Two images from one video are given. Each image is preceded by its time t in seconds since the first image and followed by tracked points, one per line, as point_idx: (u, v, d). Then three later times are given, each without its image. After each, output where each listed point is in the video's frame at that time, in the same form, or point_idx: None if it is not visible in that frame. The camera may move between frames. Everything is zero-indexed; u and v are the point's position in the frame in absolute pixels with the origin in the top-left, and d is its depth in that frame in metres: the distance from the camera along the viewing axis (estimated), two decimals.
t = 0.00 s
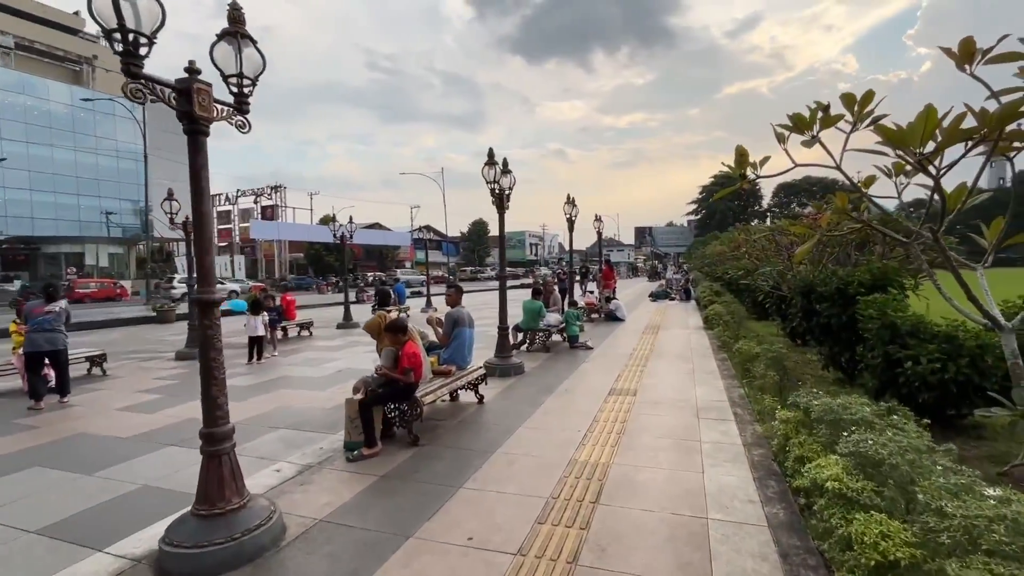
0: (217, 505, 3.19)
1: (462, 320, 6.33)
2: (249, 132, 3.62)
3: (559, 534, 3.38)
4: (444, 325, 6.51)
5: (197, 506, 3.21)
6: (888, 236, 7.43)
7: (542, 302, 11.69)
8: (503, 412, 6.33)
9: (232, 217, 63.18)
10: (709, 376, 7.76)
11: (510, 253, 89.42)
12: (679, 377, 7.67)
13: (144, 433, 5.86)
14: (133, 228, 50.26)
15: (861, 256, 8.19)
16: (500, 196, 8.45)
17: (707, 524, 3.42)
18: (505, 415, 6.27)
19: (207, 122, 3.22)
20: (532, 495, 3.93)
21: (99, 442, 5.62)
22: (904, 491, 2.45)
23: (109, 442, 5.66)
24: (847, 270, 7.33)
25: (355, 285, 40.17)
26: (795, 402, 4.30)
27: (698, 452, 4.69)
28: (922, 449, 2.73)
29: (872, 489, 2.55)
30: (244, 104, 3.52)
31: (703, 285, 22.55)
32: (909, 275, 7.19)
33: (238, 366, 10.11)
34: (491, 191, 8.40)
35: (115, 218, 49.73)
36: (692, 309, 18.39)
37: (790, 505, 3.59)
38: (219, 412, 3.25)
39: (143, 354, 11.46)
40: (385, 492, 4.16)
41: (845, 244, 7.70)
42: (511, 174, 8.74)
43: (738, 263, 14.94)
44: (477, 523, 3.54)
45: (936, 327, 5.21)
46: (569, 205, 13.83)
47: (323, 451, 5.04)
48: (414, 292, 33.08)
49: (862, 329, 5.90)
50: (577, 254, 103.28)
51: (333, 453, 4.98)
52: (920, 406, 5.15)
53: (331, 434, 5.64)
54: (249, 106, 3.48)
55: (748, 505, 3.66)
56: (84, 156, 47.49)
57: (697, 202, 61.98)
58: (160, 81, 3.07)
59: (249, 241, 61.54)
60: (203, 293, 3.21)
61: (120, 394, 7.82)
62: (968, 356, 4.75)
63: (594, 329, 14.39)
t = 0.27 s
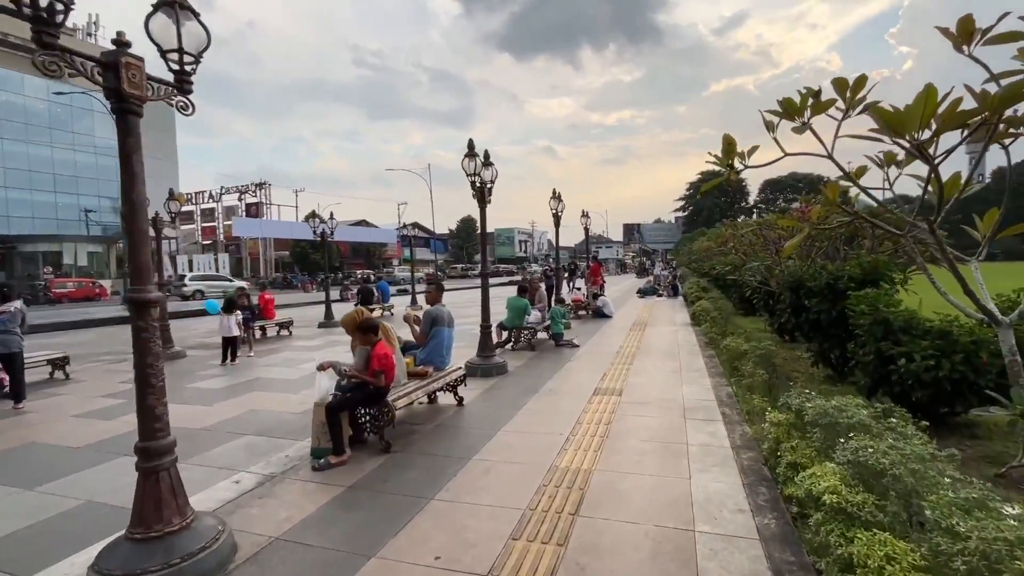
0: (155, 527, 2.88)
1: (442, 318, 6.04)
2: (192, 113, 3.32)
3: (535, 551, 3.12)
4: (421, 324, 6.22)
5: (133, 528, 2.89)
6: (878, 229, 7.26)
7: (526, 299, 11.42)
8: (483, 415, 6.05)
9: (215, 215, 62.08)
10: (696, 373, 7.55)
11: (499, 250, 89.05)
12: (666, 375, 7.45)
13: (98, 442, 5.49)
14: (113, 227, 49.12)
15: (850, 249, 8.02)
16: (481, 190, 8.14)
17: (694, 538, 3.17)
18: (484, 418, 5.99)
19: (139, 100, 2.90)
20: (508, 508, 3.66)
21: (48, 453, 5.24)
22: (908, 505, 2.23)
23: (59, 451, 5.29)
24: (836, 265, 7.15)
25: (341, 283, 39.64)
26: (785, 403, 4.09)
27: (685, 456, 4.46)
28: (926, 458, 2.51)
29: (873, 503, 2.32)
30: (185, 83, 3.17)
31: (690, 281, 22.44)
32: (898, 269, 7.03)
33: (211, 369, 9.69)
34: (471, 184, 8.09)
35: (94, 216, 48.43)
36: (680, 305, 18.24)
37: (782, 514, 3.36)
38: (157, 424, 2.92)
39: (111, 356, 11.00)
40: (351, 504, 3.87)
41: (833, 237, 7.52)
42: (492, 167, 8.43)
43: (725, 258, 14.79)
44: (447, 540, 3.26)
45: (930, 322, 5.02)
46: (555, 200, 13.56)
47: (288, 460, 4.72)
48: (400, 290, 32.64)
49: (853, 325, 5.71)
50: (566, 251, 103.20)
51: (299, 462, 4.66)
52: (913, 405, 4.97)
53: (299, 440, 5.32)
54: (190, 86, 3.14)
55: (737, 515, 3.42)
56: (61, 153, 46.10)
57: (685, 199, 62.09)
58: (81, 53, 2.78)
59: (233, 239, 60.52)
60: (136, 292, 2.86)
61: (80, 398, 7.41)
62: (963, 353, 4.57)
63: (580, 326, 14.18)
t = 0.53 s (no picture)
0: (99, 545, 2.63)
1: (429, 313, 5.77)
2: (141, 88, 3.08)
3: (518, 570, 2.87)
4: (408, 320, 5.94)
5: (75, 546, 2.64)
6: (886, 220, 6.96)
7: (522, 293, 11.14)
8: (472, 414, 5.79)
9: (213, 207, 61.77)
10: (696, 370, 7.29)
11: (499, 243, 88.72)
12: (664, 372, 7.19)
13: (69, 443, 5.24)
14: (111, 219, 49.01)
15: (856, 242, 7.73)
16: (473, 179, 7.82)
17: (692, 555, 2.92)
18: (474, 417, 5.73)
19: (76, 73, 2.60)
20: (491, 519, 3.40)
21: (13, 454, 4.99)
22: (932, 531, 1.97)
23: (26, 453, 5.04)
24: (842, 257, 6.86)
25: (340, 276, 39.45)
26: (790, 406, 3.82)
27: (683, 461, 4.19)
28: (951, 474, 2.24)
29: (892, 526, 2.06)
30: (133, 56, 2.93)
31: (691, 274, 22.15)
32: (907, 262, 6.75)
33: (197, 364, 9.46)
34: (463, 173, 7.77)
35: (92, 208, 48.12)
36: (680, 298, 17.97)
37: (787, 528, 3.11)
38: (101, 431, 2.66)
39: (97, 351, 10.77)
40: (324, 513, 3.61)
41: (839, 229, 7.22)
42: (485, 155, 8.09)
43: (726, 250, 14.49)
44: (423, 556, 3.01)
45: (944, 318, 4.74)
46: (552, 191, 13.24)
47: (264, 463, 4.46)
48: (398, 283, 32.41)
49: (861, 321, 5.43)
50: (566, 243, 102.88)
51: (274, 465, 4.40)
52: (924, 406, 4.71)
53: (278, 440, 5.05)
54: (139, 58, 2.90)
55: (738, 527, 3.17)
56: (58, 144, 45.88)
57: (686, 191, 61.61)
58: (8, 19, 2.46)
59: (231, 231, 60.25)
60: (75, 288, 2.59)
61: (57, 396, 7.17)
62: (979, 352, 4.30)
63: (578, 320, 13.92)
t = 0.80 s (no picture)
0: (54, 561, 2.41)
1: (427, 306, 5.50)
2: (100, 59, 2.84)
3: None
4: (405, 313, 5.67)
5: (30, 560, 2.43)
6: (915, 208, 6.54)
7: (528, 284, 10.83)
8: (473, 411, 5.53)
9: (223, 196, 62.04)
10: (709, 366, 6.98)
11: (508, 233, 88.29)
12: (676, 369, 6.86)
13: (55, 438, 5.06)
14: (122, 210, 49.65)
15: (881, 232, 7.30)
16: (477, 165, 7.48)
17: None
18: (475, 415, 5.47)
19: (24, 40, 2.35)
20: (486, 531, 3.14)
21: None
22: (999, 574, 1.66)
23: (10, 448, 4.87)
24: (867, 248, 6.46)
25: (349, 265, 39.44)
26: (816, 410, 3.49)
27: (696, 467, 3.90)
28: (1014, 502, 1.92)
29: (947, 563, 1.76)
30: (90, 23, 2.69)
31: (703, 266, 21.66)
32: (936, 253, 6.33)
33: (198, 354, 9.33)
34: (466, 158, 7.44)
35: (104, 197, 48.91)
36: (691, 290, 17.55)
37: (813, 548, 2.82)
38: (56, 436, 2.44)
39: (99, 340, 10.67)
40: (309, 521, 3.37)
41: (862, 218, 6.81)
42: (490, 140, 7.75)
43: (740, 241, 14.03)
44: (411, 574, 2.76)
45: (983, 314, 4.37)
46: (561, 179, 12.86)
47: (252, 463, 4.24)
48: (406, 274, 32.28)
49: (890, 316, 5.07)
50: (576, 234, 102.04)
51: (263, 466, 4.18)
52: (961, 410, 4.36)
53: (270, 439, 4.83)
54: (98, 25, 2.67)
55: (757, 546, 2.88)
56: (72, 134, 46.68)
57: (698, 181, 60.63)
58: None
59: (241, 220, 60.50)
60: (24, 280, 2.35)
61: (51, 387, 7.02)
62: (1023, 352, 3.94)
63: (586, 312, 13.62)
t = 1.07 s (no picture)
0: None
1: (428, 302, 5.21)
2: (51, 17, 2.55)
3: None
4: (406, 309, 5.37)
5: None
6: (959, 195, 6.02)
7: (540, 277, 10.49)
8: (480, 411, 5.23)
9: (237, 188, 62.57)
10: (731, 365, 6.59)
11: (520, 225, 87.90)
12: (695, 367, 6.50)
13: (46, 435, 4.87)
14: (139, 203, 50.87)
15: (918, 222, 6.80)
16: (485, 152, 7.14)
17: None
18: (481, 415, 5.18)
19: None
20: (488, 552, 2.84)
21: None
22: None
23: None
24: (903, 239, 5.98)
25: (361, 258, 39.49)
26: (858, 421, 3.11)
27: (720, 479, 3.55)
28: None
29: None
30: None
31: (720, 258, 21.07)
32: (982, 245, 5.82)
33: (202, 347, 9.18)
34: (474, 145, 7.10)
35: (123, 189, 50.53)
36: (708, 284, 17.04)
37: None
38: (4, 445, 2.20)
39: (107, 332, 10.62)
40: (296, 534, 3.09)
41: (899, 206, 6.32)
42: (500, 126, 7.39)
43: (760, 232, 13.49)
44: None
45: None
46: (574, 168, 12.43)
47: (244, 466, 3.99)
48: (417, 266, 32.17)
49: (933, 314, 4.64)
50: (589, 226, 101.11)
51: (254, 471, 3.92)
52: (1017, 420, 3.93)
53: (265, 439, 4.58)
54: None
55: None
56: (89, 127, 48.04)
57: (714, 172, 59.45)
58: None
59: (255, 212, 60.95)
60: None
61: (52, 380, 6.90)
62: None
63: (600, 306, 13.23)
